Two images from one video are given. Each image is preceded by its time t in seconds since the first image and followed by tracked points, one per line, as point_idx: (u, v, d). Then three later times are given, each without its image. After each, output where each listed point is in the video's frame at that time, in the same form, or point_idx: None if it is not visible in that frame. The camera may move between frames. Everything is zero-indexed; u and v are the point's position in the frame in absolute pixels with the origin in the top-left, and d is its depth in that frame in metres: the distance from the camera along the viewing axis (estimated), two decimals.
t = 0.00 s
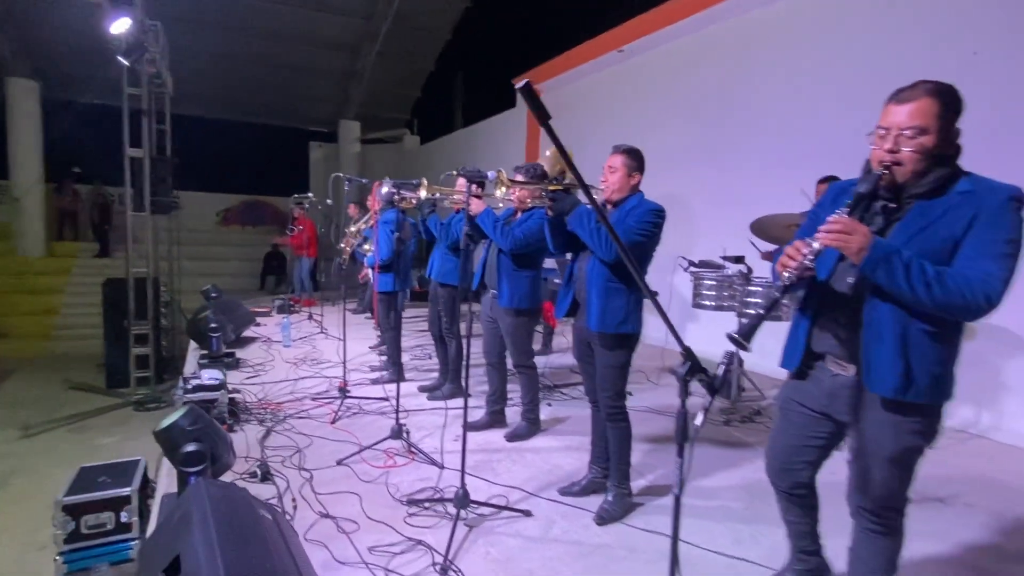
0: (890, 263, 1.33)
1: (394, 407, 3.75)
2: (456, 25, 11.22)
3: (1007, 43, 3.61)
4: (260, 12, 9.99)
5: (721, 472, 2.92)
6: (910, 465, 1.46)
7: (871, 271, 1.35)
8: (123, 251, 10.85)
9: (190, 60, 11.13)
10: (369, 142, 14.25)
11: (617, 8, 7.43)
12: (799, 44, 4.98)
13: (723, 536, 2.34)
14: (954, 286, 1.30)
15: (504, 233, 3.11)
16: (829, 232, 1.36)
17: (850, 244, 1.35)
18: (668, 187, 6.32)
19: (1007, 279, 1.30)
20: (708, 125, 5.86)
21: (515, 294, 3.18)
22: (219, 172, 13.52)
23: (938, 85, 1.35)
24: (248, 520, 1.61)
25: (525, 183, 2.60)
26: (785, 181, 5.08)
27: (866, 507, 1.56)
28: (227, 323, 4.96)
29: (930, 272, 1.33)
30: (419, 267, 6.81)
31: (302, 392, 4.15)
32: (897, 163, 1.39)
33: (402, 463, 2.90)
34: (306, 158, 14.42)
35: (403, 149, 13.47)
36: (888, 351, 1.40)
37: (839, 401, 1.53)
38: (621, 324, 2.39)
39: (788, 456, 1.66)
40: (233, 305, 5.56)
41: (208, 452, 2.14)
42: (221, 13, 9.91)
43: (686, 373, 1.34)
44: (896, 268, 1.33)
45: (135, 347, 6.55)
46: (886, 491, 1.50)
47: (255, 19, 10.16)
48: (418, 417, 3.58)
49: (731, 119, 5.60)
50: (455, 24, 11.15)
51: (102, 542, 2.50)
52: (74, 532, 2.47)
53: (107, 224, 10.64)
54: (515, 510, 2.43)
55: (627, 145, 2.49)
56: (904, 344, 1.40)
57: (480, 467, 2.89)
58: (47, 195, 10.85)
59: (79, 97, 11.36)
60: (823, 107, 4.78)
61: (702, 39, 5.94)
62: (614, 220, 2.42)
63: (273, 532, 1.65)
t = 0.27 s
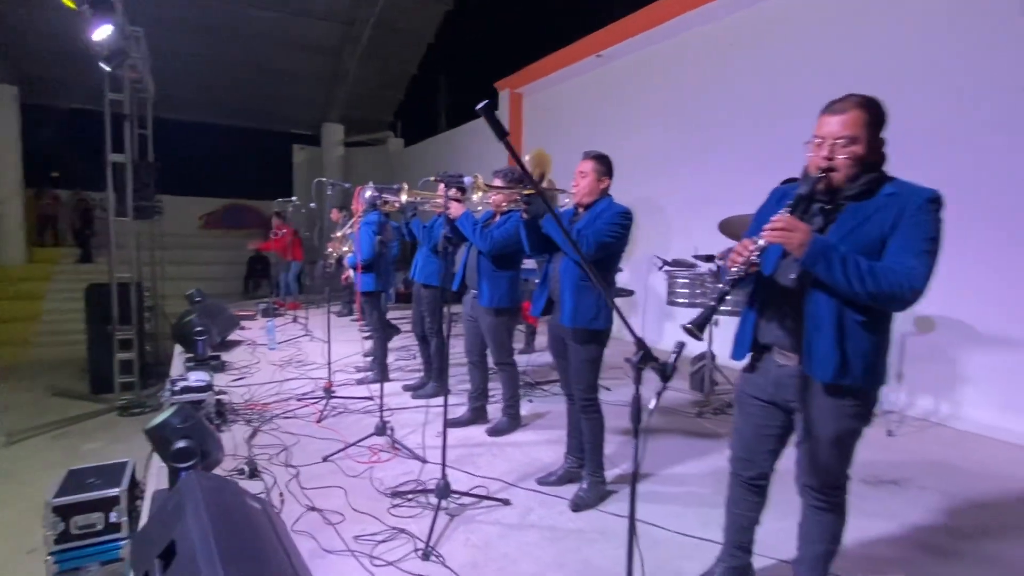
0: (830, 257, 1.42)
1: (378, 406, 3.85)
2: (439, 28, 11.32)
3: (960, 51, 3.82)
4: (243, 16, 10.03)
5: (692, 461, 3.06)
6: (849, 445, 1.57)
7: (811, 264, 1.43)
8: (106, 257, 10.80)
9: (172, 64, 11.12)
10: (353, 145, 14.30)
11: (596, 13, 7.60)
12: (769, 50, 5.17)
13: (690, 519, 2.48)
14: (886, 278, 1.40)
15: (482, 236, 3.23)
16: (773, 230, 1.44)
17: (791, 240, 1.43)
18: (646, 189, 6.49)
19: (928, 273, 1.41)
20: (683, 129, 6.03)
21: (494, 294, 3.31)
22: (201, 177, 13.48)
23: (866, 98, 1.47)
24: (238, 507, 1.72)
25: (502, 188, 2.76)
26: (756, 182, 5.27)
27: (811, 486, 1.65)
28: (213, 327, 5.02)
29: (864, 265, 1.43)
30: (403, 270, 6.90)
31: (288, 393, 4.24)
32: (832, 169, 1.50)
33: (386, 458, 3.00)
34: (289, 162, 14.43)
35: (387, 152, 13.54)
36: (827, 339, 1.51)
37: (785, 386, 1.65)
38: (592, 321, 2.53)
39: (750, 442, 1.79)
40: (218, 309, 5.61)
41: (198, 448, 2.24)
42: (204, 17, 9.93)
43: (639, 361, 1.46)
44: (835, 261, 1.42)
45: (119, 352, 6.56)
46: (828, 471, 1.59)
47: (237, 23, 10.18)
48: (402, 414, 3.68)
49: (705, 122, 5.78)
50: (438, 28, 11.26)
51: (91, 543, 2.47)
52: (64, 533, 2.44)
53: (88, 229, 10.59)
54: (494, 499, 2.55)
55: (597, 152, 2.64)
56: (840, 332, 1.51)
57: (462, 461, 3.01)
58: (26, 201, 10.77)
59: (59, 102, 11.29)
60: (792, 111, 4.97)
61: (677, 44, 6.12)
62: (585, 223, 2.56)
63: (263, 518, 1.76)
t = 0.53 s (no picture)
0: (778, 250, 1.54)
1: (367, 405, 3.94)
2: (425, 31, 11.39)
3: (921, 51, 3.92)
4: (229, 20, 10.07)
5: (670, 452, 3.19)
6: (801, 428, 1.71)
7: (761, 257, 1.55)
8: (93, 262, 10.78)
9: (157, 69, 11.11)
10: (341, 148, 14.34)
11: (580, 16, 7.72)
12: (748, 53, 5.30)
13: (666, 506, 2.60)
14: (828, 267, 1.53)
15: (466, 238, 3.33)
16: (726, 228, 1.56)
17: (742, 235, 1.55)
18: (630, 189, 6.62)
19: (867, 262, 1.55)
20: (665, 130, 6.17)
21: (478, 293, 3.40)
22: (189, 181, 13.47)
23: (803, 108, 1.63)
24: (231, 498, 1.81)
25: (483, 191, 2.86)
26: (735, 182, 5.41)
27: (767, 468, 1.77)
28: (203, 330, 5.08)
29: (808, 256, 1.55)
30: (392, 271, 6.98)
31: (278, 393, 4.32)
32: (777, 171, 1.65)
33: (375, 455, 3.10)
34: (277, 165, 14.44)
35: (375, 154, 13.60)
36: (778, 327, 1.63)
37: (740, 376, 1.77)
38: (571, 318, 2.63)
39: (714, 429, 1.91)
40: (208, 313, 5.67)
41: (191, 445, 2.33)
42: (189, 21, 9.95)
43: (604, 353, 1.58)
44: (782, 253, 1.54)
45: (109, 357, 6.59)
46: (782, 453, 1.72)
47: (224, 27, 10.21)
48: (391, 412, 3.78)
49: (686, 124, 5.91)
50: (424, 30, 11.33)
51: (88, 543, 2.44)
52: (60, 533, 2.42)
53: (76, 234, 10.58)
54: (479, 490, 2.66)
55: (574, 157, 2.77)
56: (790, 320, 1.64)
57: (449, 455, 3.11)
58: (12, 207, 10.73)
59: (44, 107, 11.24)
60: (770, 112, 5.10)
61: (659, 47, 6.25)
62: (563, 224, 2.68)
63: (255, 508, 1.86)
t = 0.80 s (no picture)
0: (737, 250, 1.69)
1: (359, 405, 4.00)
2: (417, 33, 11.45)
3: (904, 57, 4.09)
4: (220, 24, 10.09)
5: (655, 448, 3.27)
6: (766, 420, 1.84)
7: (723, 256, 1.70)
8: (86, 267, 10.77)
9: (149, 74, 11.11)
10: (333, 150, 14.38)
11: (570, 19, 7.81)
12: (732, 55, 5.40)
13: (648, 499, 2.68)
14: (783, 264, 1.69)
15: (453, 241, 3.39)
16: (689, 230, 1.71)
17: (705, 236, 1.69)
18: (619, 189, 6.71)
19: (820, 259, 1.72)
20: (652, 131, 6.26)
21: (465, 293, 3.47)
22: (180, 185, 13.46)
23: (757, 116, 1.78)
24: (223, 495, 1.88)
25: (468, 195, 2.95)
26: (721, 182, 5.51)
27: (736, 459, 1.88)
28: (196, 334, 5.12)
29: (766, 255, 1.71)
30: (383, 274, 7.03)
31: (270, 396, 4.37)
32: (735, 176, 1.80)
33: (365, 454, 3.16)
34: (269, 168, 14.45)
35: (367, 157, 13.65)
36: (741, 323, 1.77)
37: (709, 373, 1.89)
38: (555, 318, 2.70)
39: (688, 424, 2.01)
40: (200, 317, 5.70)
41: (183, 446, 2.39)
42: (180, 26, 9.97)
43: (576, 351, 1.66)
44: (741, 253, 1.69)
45: (102, 362, 6.61)
46: (750, 446, 1.84)
47: (215, 30, 10.23)
48: (382, 413, 3.85)
49: (673, 125, 6.01)
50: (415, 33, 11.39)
51: (83, 545, 2.47)
52: (56, 535, 2.45)
53: (67, 240, 10.56)
54: (467, 487, 2.72)
55: (556, 161, 2.85)
56: (752, 315, 1.77)
57: (438, 454, 3.18)
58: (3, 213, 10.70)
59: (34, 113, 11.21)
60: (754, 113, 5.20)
61: (646, 50, 6.35)
62: (546, 227, 2.75)
63: (246, 505, 1.93)
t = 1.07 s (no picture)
0: (710, 251, 1.80)
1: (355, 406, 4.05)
2: (414, 35, 11.49)
3: (892, 57, 4.15)
4: (218, 27, 10.16)
5: (647, 445, 3.31)
6: (743, 416, 1.92)
7: (697, 256, 1.81)
8: (87, 272, 10.84)
9: (147, 78, 11.17)
10: (332, 153, 14.43)
11: (566, 20, 7.87)
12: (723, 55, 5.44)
13: (638, 496, 2.71)
14: (754, 263, 1.81)
15: (446, 242, 3.44)
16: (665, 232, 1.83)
17: (679, 237, 1.81)
18: (614, 189, 6.75)
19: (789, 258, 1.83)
20: (647, 131, 6.31)
21: (458, 294, 3.52)
22: (181, 188, 13.53)
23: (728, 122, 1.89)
24: (217, 494, 1.92)
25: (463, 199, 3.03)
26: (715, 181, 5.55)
27: (716, 454, 1.96)
28: (194, 337, 5.17)
29: (737, 255, 1.82)
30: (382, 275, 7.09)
31: (268, 397, 4.42)
32: (707, 179, 1.92)
33: (360, 454, 3.20)
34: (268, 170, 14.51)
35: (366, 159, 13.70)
36: (716, 321, 1.87)
37: (688, 371, 1.97)
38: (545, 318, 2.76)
39: (670, 421, 2.07)
40: (199, 320, 5.75)
41: (179, 448, 2.44)
42: (177, 30, 10.04)
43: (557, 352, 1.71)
44: (714, 253, 1.80)
45: (103, 365, 6.67)
46: (730, 441, 1.92)
47: (213, 34, 10.29)
48: (378, 413, 3.89)
49: (668, 124, 6.05)
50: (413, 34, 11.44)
51: (83, 546, 2.51)
52: (55, 538, 2.48)
53: (68, 244, 10.64)
54: (459, 485, 2.77)
55: (545, 163, 2.89)
56: (726, 313, 1.87)
57: (432, 453, 3.22)
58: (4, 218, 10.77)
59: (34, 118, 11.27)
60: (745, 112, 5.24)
61: (640, 50, 6.41)
62: (536, 229, 2.79)
63: (239, 504, 1.97)
